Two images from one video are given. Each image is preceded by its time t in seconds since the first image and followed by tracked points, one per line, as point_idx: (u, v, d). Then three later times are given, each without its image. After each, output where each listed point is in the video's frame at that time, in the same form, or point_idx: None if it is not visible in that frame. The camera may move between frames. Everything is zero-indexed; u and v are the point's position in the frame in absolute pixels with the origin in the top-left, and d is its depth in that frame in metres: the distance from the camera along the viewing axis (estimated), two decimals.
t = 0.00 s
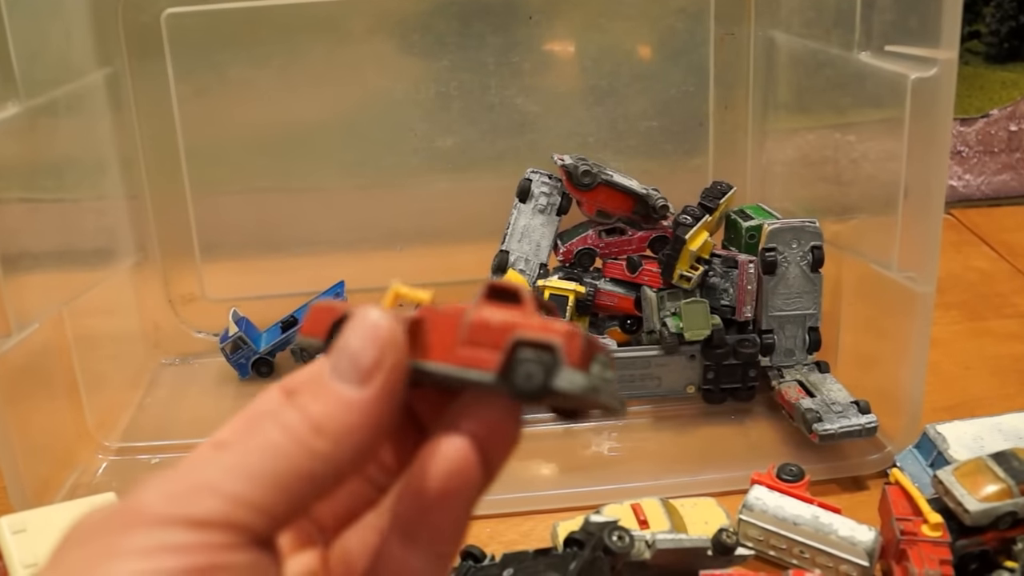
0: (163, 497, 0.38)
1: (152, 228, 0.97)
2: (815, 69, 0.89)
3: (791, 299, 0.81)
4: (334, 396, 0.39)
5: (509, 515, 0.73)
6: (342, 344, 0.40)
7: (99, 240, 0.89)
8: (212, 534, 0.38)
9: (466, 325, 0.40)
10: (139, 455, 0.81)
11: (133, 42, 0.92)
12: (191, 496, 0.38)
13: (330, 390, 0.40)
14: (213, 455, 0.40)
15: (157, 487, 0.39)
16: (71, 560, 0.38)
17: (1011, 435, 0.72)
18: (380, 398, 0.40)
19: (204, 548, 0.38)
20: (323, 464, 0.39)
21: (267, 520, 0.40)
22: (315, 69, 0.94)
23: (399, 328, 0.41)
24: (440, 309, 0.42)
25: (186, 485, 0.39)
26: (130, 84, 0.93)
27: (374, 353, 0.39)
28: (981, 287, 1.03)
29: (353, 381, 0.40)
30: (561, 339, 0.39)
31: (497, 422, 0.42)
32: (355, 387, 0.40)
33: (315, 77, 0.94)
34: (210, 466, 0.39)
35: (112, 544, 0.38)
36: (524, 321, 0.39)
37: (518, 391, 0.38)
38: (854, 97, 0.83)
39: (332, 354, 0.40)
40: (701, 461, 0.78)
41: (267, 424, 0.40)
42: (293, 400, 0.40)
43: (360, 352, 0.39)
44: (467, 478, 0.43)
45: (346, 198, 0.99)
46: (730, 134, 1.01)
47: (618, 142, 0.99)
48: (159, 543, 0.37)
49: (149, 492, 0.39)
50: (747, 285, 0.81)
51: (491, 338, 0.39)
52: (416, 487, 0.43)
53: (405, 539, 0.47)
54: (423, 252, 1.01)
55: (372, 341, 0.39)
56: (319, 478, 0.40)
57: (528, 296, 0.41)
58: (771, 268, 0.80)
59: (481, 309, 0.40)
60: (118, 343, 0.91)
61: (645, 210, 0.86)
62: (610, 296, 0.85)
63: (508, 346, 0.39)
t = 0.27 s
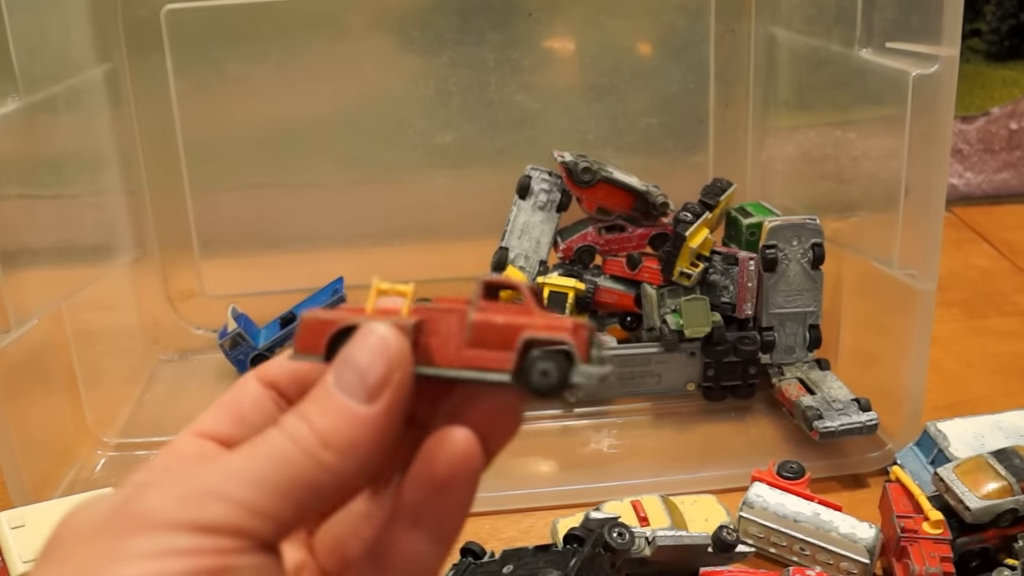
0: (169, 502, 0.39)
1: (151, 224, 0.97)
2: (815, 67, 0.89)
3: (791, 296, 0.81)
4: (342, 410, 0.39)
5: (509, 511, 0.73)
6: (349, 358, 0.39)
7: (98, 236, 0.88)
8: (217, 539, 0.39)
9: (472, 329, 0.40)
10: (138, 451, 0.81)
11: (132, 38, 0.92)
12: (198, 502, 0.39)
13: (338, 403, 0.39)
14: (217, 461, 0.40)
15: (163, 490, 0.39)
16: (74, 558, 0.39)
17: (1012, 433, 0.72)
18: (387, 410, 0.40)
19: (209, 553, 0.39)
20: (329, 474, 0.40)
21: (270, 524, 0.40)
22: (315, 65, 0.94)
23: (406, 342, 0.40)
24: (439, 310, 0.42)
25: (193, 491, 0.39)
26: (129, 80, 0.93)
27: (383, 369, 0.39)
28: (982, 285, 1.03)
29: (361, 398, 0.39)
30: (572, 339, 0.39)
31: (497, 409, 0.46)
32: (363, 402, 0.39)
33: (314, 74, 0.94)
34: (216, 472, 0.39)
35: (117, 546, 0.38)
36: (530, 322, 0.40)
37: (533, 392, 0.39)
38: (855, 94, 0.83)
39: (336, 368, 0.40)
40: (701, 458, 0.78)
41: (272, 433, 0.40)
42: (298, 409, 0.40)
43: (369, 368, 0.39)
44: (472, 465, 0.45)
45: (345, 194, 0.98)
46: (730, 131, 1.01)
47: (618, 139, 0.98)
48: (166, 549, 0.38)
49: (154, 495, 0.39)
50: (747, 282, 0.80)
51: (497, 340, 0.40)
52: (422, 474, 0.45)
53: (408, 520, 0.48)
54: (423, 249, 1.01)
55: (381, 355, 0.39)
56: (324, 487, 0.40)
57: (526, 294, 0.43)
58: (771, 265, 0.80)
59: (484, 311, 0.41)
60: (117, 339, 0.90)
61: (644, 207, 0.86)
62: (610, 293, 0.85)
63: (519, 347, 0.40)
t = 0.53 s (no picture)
0: (174, 494, 0.40)
1: (150, 221, 0.97)
2: (817, 64, 0.89)
3: (791, 294, 0.81)
4: (331, 421, 0.42)
5: (509, 508, 0.73)
6: (336, 376, 0.43)
7: (97, 232, 0.88)
8: (219, 530, 0.40)
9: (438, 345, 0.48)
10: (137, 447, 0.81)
11: (131, 34, 0.91)
12: (203, 495, 0.40)
13: (326, 415, 0.42)
14: (217, 457, 0.41)
15: (168, 482, 0.40)
16: (81, 549, 0.39)
17: (1013, 431, 0.72)
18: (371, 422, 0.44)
19: (212, 543, 0.40)
20: (318, 478, 0.42)
21: (265, 520, 0.42)
22: (314, 62, 0.93)
23: (386, 366, 0.44)
24: (405, 330, 0.48)
25: (198, 483, 0.40)
26: (128, 75, 0.92)
27: (367, 387, 0.43)
28: (982, 284, 1.02)
29: (348, 411, 0.43)
30: (525, 348, 0.49)
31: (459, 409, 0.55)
32: (349, 416, 0.43)
33: (314, 70, 0.94)
34: (218, 468, 0.41)
35: (124, 537, 0.39)
36: (489, 335, 0.48)
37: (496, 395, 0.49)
38: (856, 91, 0.82)
39: (322, 384, 0.43)
40: (700, 456, 0.78)
41: (266, 437, 0.42)
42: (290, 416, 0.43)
43: (354, 387, 0.43)
44: (446, 465, 0.51)
45: (345, 191, 0.98)
46: (730, 128, 1.00)
47: (618, 136, 0.98)
48: (172, 538, 0.39)
49: (159, 487, 0.40)
50: (748, 279, 0.80)
51: (461, 353, 0.48)
52: (401, 474, 0.51)
53: (384, 513, 0.52)
54: (422, 246, 1.01)
55: (365, 376, 0.43)
56: (311, 490, 0.42)
57: (478, 306, 0.49)
58: (772, 262, 0.79)
59: (447, 329, 0.49)
60: (116, 336, 0.90)
61: (645, 204, 0.86)
62: (610, 290, 0.85)
63: (482, 359, 0.48)
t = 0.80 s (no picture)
0: (185, 477, 0.39)
1: (150, 218, 0.97)
2: (818, 61, 0.88)
3: (792, 291, 0.81)
4: (337, 398, 0.42)
5: (509, 505, 0.72)
6: (341, 354, 0.43)
7: (96, 229, 0.88)
8: (232, 515, 0.40)
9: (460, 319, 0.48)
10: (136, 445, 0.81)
11: (129, 30, 0.91)
12: (214, 478, 0.39)
13: (333, 394, 0.42)
14: (226, 442, 0.41)
15: (179, 467, 0.40)
16: (92, 536, 0.39)
17: (1015, 429, 0.71)
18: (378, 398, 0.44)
19: (225, 529, 0.39)
20: (328, 458, 0.42)
21: (278, 504, 0.41)
22: (314, 58, 0.93)
23: (391, 345, 0.45)
24: (424, 304, 0.48)
25: (209, 467, 0.40)
26: (127, 72, 0.92)
27: (373, 364, 0.43)
28: (983, 282, 1.02)
29: (354, 390, 0.43)
30: (546, 320, 0.48)
31: (480, 385, 0.52)
32: (356, 394, 0.43)
33: (313, 67, 0.93)
34: (228, 449, 0.40)
35: (135, 524, 0.38)
36: (510, 307, 0.48)
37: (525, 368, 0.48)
38: (858, 88, 0.82)
39: (326, 364, 0.43)
40: (701, 454, 0.78)
41: (275, 417, 0.42)
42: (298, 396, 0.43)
43: (360, 364, 0.43)
44: (461, 440, 0.50)
45: (345, 188, 0.98)
46: (731, 126, 1.00)
47: (619, 133, 0.98)
48: (183, 524, 0.38)
49: (170, 471, 0.40)
50: (749, 276, 0.80)
51: (481, 326, 0.48)
52: (413, 449, 0.49)
53: (397, 488, 0.51)
54: (422, 243, 1.00)
55: (370, 353, 0.44)
56: (321, 470, 0.42)
57: (500, 280, 0.49)
58: (772, 259, 0.79)
59: (467, 301, 0.48)
60: (114, 333, 0.90)
61: (645, 202, 0.86)
62: (610, 288, 0.84)
63: (503, 332, 0.48)
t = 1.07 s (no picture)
0: (179, 474, 0.39)
1: (149, 215, 0.96)
2: (820, 58, 0.88)
3: (793, 289, 0.80)
4: (331, 395, 0.42)
5: (510, 503, 0.72)
6: (334, 352, 0.43)
7: (95, 226, 0.88)
8: (226, 513, 0.39)
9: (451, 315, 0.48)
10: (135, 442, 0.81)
11: (128, 26, 0.91)
12: (209, 475, 0.39)
13: (326, 391, 0.42)
14: (218, 438, 0.41)
15: (173, 463, 0.39)
16: (85, 533, 0.39)
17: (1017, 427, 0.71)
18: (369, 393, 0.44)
19: (218, 525, 0.39)
20: (322, 455, 0.42)
21: (272, 500, 0.41)
22: (314, 55, 0.93)
23: (383, 342, 0.45)
24: (416, 301, 0.48)
25: (202, 464, 0.39)
26: (126, 68, 0.92)
27: (366, 362, 0.43)
28: (984, 280, 1.02)
29: (348, 388, 0.43)
30: (538, 315, 0.48)
31: (472, 383, 0.53)
32: (350, 391, 0.43)
33: (313, 63, 0.93)
34: (223, 447, 0.40)
35: (129, 521, 0.38)
36: (501, 302, 0.48)
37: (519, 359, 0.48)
38: (859, 85, 0.82)
39: (319, 362, 0.43)
40: (702, 451, 0.77)
41: (268, 414, 0.41)
42: (291, 393, 0.42)
43: (353, 361, 0.43)
44: (454, 440, 0.49)
45: (345, 185, 0.98)
46: (732, 123, 0.99)
47: (619, 130, 0.97)
48: (177, 521, 0.38)
49: (163, 468, 0.39)
50: (750, 274, 0.80)
51: (473, 322, 0.48)
52: (404, 447, 0.49)
53: (391, 488, 0.50)
54: (422, 241, 1.00)
55: (362, 351, 0.44)
56: (315, 467, 0.42)
57: (491, 275, 0.49)
58: (773, 257, 0.79)
59: (459, 297, 0.48)
60: (114, 330, 0.90)
61: (646, 199, 0.86)
62: (610, 285, 0.84)
63: (494, 327, 0.48)
